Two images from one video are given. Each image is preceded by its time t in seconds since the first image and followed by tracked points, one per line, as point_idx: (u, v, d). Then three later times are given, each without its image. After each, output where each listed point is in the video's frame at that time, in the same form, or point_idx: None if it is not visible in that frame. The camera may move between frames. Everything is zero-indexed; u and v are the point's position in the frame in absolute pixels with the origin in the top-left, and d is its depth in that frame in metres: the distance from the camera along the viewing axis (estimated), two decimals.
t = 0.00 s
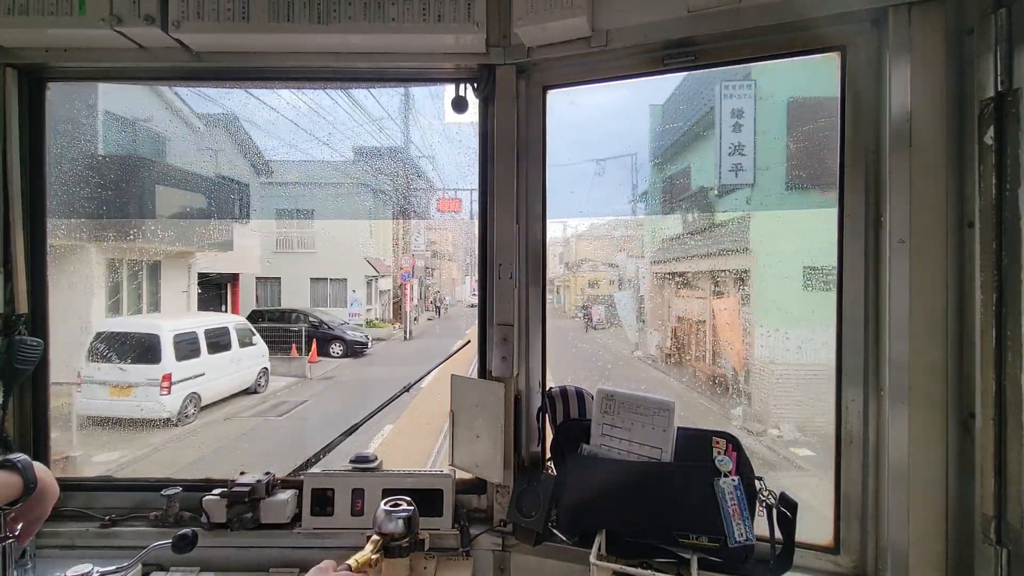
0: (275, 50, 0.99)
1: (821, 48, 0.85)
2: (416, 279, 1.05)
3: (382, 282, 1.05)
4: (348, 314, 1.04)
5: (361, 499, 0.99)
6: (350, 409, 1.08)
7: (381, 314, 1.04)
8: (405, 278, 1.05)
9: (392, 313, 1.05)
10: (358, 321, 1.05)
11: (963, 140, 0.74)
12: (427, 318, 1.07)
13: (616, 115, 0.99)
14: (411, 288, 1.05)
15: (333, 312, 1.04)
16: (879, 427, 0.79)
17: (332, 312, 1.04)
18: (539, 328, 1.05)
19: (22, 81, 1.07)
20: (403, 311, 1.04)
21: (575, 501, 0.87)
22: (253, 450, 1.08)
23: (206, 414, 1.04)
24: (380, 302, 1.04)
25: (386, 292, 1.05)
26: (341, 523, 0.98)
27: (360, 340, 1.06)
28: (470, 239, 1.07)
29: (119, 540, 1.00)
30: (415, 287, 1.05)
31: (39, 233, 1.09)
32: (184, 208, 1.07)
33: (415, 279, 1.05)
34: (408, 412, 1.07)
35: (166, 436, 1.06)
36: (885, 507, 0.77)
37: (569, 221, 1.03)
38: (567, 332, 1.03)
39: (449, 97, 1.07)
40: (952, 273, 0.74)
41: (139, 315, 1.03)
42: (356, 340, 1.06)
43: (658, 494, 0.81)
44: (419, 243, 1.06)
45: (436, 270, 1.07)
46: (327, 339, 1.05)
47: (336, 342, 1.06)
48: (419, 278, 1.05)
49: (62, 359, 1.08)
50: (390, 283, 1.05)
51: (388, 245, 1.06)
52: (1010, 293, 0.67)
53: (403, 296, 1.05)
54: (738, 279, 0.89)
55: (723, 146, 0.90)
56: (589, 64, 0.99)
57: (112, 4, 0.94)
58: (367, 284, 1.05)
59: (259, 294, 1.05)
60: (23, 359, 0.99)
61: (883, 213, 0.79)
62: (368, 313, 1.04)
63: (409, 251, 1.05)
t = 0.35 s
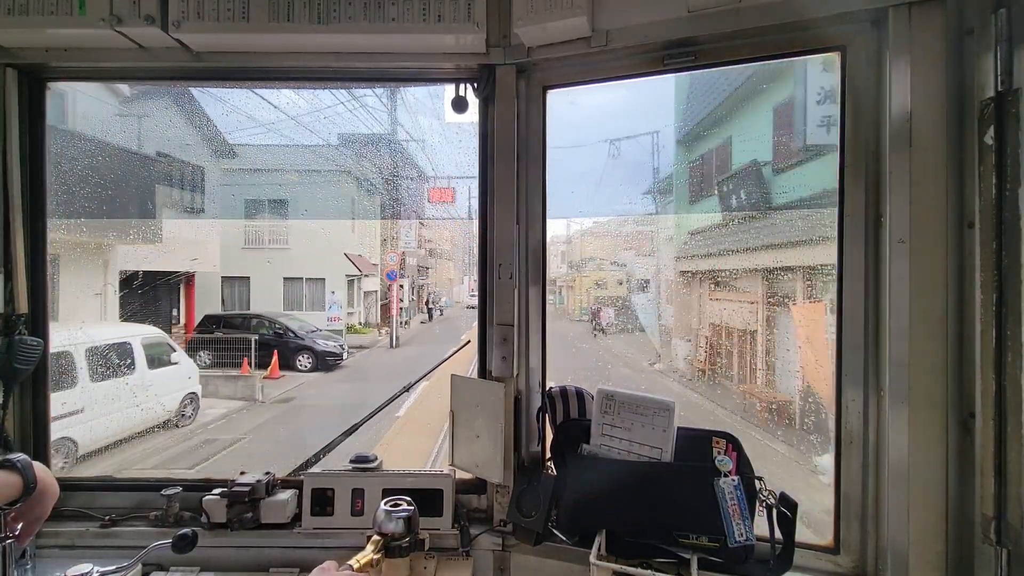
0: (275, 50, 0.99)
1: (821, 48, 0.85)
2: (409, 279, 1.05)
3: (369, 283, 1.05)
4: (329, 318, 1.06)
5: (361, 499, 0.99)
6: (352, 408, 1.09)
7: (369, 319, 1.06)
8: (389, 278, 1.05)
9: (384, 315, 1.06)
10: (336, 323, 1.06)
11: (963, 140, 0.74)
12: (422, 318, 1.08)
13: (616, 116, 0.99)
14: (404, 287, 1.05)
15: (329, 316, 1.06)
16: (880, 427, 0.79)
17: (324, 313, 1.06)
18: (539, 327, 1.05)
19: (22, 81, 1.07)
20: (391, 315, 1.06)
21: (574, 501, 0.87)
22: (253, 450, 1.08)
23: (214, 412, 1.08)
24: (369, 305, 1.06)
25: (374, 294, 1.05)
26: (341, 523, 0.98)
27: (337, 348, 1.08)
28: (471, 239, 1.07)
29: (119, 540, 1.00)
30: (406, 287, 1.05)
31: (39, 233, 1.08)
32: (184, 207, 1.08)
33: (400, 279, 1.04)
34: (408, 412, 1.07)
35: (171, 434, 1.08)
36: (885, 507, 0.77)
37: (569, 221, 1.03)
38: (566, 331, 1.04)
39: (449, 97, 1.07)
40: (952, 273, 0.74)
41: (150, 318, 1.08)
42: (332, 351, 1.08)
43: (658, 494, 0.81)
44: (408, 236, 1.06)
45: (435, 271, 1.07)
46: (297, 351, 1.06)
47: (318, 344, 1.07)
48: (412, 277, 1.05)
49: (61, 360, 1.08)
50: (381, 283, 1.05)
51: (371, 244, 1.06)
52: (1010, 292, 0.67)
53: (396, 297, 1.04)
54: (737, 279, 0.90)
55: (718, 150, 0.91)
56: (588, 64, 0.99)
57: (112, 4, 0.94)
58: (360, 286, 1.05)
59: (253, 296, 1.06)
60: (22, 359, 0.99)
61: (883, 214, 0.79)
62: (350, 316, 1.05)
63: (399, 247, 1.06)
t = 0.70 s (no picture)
0: (274, 49, 0.99)
1: (821, 49, 0.85)
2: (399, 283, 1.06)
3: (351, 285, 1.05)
4: (303, 323, 1.08)
5: (361, 499, 0.99)
6: (354, 408, 1.09)
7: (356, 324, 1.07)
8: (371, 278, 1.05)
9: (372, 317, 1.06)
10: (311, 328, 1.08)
11: (962, 141, 0.74)
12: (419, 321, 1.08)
13: (616, 116, 0.99)
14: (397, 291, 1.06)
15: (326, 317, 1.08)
16: (879, 428, 0.79)
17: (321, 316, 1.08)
18: (538, 327, 1.05)
19: (22, 81, 1.07)
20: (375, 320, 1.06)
21: (574, 501, 0.87)
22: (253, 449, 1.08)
23: (212, 412, 1.07)
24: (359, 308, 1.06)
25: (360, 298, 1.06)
26: (340, 523, 0.98)
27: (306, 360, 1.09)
28: (472, 239, 1.07)
29: (118, 540, 0.99)
30: (396, 288, 1.05)
31: (38, 233, 1.08)
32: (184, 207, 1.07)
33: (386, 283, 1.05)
34: (407, 412, 1.07)
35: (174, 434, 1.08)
36: (885, 508, 0.77)
37: (570, 221, 1.02)
38: (566, 331, 1.04)
39: (449, 97, 1.07)
40: (952, 273, 0.74)
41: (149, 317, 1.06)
42: (296, 366, 1.08)
43: (658, 495, 0.81)
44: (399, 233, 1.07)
45: (433, 270, 1.07)
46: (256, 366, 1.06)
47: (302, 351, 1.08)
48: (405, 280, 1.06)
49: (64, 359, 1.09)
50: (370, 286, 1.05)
51: (352, 242, 1.07)
52: (1009, 293, 0.67)
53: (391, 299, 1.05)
54: (737, 279, 0.90)
55: (718, 148, 0.91)
56: (588, 64, 0.99)
57: (112, 4, 0.94)
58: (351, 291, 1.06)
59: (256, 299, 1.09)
60: (22, 359, 0.98)
61: (882, 214, 0.79)
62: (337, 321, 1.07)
63: (385, 245, 1.06)
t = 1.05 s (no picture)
0: (275, 48, 0.99)
1: (821, 49, 0.85)
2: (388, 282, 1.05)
3: (327, 286, 1.04)
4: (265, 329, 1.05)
5: (361, 499, 0.99)
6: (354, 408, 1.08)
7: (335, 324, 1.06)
8: (346, 279, 1.04)
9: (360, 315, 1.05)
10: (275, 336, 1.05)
11: (962, 141, 0.74)
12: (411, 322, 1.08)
13: (616, 116, 0.99)
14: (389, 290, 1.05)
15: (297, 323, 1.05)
16: (879, 428, 0.79)
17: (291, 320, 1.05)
18: (538, 326, 1.05)
19: (22, 80, 1.07)
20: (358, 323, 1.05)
21: (574, 501, 0.87)
22: (253, 449, 1.08)
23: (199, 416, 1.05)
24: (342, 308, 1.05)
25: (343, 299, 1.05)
26: (341, 523, 0.98)
27: (259, 380, 1.07)
28: (472, 239, 1.08)
29: (118, 539, 1.00)
30: (382, 288, 1.05)
31: (39, 232, 1.08)
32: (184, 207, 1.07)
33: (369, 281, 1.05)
34: (407, 412, 1.07)
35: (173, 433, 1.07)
36: (885, 508, 0.77)
37: (570, 220, 1.02)
38: (566, 330, 1.04)
39: (449, 97, 1.07)
40: (952, 273, 0.74)
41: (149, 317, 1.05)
42: (240, 392, 1.06)
43: (657, 494, 0.81)
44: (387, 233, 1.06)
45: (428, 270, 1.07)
46: (196, 390, 1.04)
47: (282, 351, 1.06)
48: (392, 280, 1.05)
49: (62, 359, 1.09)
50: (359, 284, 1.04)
51: (326, 237, 1.07)
52: (1009, 293, 0.67)
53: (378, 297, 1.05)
54: (737, 279, 0.90)
55: (718, 148, 0.91)
56: (588, 64, 0.99)
57: (112, 3, 0.94)
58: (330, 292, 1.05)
59: (214, 300, 1.05)
60: (22, 358, 0.97)
61: (883, 213, 0.79)
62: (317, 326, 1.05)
63: (370, 241, 1.06)
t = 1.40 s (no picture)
0: (274, 49, 0.99)
1: (821, 48, 0.85)
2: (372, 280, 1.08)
3: (294, 288, 1.04)
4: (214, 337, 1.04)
5: (361, 499, 0.99)
6: (353, 409, 1.08)
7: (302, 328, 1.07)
8: (310, 278, 1.05)
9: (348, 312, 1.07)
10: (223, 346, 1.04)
11: (963, 141, 0.74)
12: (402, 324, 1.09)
13: (616, 116, 0.99)
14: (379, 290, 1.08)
15: (252, 333, 1.04)
16: (879, 428, 0.79)
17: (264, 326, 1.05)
18: (538, 326, 1.05)
19: (22, 81, 1.06)
20: (338, 327, 1.07)
21: (574, 501, 0.87)
22: (253, 449, 1.08)
23: (193, 414, 1.08)
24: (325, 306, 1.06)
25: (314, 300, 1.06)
26: (341, 523, 0.98)
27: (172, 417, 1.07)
28: (472, 240, 1.07)
29: (119, 539, 1.00)
30: (365, 289, 1.07)
31: (39, 233, 1.09)
32: (183, 207, 1.07)
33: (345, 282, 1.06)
34: (407, 412, 1.07)
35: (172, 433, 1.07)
36: (885, 508, 0.77)
37: (571, 220, 1.02)
38: (567, 330, 1.04)
39: (449, 97, 1.07)
40: (953, 273, 0.74)
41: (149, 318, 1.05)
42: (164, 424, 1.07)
43: (658, 494, 0.81)
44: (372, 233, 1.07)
45: (421, 269, 1.09)
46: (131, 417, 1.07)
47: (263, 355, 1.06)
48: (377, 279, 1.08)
49: (66, 361, 1.09)
50: (341, 284, 1.06)
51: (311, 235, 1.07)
52: (1010, 293, 0.67)
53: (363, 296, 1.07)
54: (736, 279, 0.90)
55: (719, 149, 0.91)
56: (588, 64, 0.99)
57: (112, 4, 0.94)
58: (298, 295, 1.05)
59: (155, 305, 1.05)
60: (23, 359, 0.97)
61: (883, 212, 0.79)
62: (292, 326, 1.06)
63: (351, 236, 1.07)
